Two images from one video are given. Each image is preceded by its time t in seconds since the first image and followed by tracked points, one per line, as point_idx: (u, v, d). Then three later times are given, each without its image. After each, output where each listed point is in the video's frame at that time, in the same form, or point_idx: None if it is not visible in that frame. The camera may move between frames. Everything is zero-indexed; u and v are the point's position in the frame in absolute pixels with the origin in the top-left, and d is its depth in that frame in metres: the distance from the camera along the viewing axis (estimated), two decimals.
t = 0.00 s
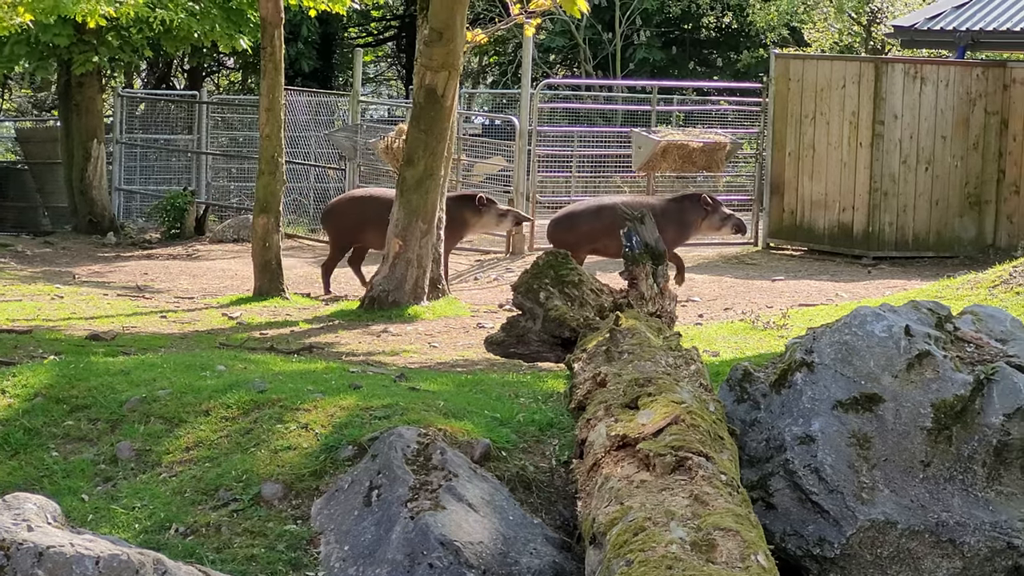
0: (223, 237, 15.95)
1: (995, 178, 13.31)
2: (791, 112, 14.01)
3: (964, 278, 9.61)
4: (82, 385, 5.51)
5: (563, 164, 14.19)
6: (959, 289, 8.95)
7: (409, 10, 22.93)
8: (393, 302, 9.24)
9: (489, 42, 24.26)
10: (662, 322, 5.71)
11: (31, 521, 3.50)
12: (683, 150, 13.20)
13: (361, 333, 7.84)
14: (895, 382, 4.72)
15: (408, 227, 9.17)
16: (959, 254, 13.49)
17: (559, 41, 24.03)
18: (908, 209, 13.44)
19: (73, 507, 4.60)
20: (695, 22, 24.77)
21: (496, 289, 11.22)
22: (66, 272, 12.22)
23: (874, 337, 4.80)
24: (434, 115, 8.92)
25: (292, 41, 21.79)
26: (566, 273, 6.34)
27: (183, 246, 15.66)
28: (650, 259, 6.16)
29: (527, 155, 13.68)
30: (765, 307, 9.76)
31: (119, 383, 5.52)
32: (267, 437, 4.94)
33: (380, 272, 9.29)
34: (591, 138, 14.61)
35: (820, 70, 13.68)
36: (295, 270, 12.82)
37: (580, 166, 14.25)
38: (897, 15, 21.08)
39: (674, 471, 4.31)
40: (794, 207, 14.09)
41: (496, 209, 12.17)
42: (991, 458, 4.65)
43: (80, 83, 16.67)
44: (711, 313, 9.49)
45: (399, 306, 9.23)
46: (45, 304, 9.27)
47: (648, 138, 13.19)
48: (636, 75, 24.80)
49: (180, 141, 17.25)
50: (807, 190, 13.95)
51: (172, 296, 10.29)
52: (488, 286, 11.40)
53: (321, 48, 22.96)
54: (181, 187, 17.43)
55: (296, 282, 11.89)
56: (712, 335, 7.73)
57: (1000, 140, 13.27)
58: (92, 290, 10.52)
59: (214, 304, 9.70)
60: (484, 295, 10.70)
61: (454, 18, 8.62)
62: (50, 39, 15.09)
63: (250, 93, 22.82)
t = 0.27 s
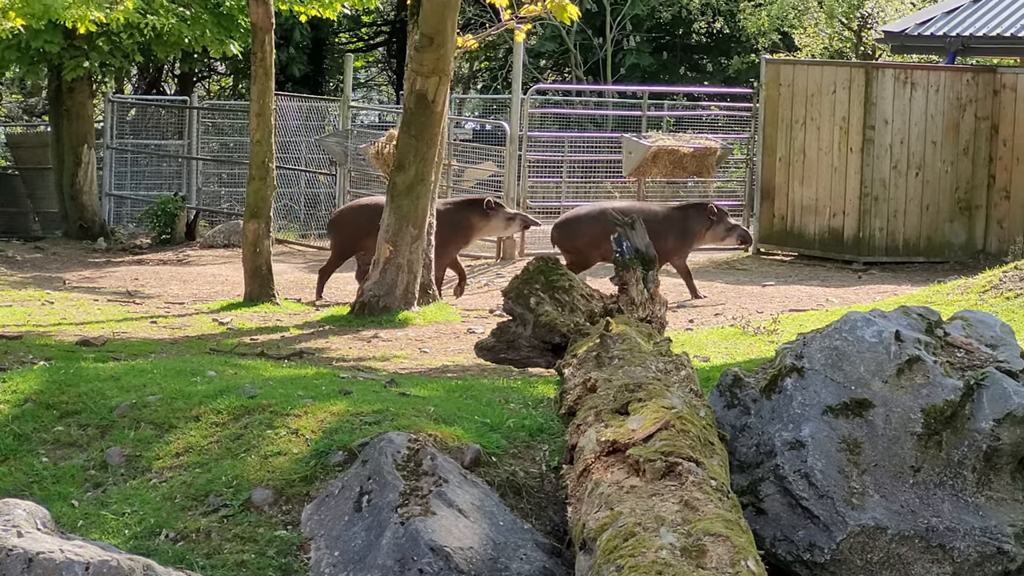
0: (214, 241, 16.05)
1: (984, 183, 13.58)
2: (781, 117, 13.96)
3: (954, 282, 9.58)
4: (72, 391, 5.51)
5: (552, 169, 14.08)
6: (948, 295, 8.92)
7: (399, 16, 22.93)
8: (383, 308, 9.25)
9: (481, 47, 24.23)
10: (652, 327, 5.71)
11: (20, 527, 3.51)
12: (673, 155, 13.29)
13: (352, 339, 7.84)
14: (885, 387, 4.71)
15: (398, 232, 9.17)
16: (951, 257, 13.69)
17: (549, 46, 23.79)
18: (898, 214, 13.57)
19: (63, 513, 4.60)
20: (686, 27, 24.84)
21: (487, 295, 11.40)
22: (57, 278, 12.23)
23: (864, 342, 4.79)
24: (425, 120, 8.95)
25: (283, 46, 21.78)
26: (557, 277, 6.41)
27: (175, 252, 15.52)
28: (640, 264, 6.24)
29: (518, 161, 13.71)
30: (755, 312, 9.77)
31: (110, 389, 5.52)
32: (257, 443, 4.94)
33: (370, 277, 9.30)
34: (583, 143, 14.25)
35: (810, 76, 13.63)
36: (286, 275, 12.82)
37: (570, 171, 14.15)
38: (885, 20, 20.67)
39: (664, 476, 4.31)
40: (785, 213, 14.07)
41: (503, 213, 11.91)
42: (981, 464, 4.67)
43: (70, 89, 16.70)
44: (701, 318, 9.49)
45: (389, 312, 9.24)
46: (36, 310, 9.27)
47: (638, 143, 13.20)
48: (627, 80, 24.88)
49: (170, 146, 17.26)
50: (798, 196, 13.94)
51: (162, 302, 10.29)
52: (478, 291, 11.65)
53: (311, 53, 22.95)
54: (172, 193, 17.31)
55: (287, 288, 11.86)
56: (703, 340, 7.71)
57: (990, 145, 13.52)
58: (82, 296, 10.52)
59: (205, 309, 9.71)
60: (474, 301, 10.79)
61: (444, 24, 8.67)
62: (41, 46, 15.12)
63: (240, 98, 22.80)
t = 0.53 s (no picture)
0: (198, 252, 16.12)
1: (966, 194, 13.80)
2: (765, 127, 14.25)
3: (939, 292, 9.74)
4: (54, 401, 5.52)
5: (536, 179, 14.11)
6: (931, 305, 9.17)
7: (382, 26, 22.95)
8: (367, 318, 9.24)
9: (464, 58, 24.28)
10: (636, 337, 5.71)
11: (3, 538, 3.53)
12: (656, 165, 13.25)
13: (335, 348, 7.86)
14: (867, 398, 4.71)
15: (382, 242, 9.17)
16: (936, 268, 13.95)
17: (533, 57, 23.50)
18: (881, 224, 13.80)
19: (45, 524, 4.61)
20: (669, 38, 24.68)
21: (468, 306, 11.76)
22: (39, 288, 12.22)
23: (847, 352, 4.79)
24: (408, 130, 8.94)
25: (266, 56, 21.75)
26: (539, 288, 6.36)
27: (155, 262, 15.89)
28: (623, 274, 6.13)
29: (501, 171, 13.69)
30: (738, 323, 9.81)
31: (92, 399, 5.53)
32: (240, 453, 4.94)
33: (353, 287, 9.30)
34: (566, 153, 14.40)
35: (793, 86, 13.95)
36: (269, 285, 12.83)
37: (553, 181, 14.16)
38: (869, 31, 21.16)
39: (646, 487, 4.32)
40: (768, 223, 14.32)
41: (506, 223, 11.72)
42: (963, 474, 4.66)
43: (53, 99, 16.66)
44: (684, 328, 9.53)
45: (373, 322, 9.25)
46: (19, 320, 9.27)
47: (621, 153, 13.21)
48: (610, 90, 24.54)
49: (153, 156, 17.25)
50: (781, 206, 14.20)
51: (145, 312, 10.30)
52: (460, 301, 11.99)
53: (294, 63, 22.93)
54: (155, 203, 17.24)
55: (269, 298, 11.83)
56: (686, 350, 7.74)
57: (972, 155, 13.72)
58: (64, 306, 10.53)
59: (188, 319, 9.71)
60: (456, 311, 11.13)
61: (427, 34, 8.66)
62: (23, 54, 14.99)
63: (224, 109, 22.81)
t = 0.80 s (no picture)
0: (169, 254, 16.02)
1: (938, 198, 13.94)
2: (736, 131, 14.13)
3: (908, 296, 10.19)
4: (26, 405, 5.52)
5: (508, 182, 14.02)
6: (903, 308, 9.46)
7: (356, 29, 22.96)
8: (340, 321, 9.27)
9: (436, 61, 24.25)
10: (608, 341, 5.72)
11: None
12: (629, 169, 13.37)
13: (307, 352, 7.86)
14: (839, 401, 4.72)
15: (354, 246, 9.17)
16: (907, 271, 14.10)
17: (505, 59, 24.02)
18: (853, 227, 13.87)
19: (16, 528, 4.60)
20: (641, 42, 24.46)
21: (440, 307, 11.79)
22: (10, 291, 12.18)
23: (819, 356, 4.80)
24: (380, 134, 8.92)
25: (239, 59, 21.66)
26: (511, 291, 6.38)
27: (128, 264, 15.82)
28: (596, 277, 6.20)
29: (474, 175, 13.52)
30: (710, 326, 9.85)
31: (64, 403, 5.53)
32: (213, 456, 4.93)
33: (326, 290, 9.33)
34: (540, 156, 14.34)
35: (765, 89, 13.86)
36: (242, 288, 12.81)
37: (526, 184, 14.12)
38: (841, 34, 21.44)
39: (619, 490, 4.32)
40: (739, 226, 14.21)
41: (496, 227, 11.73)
42: (934, 477, 4.66)
43: (25, 101, 16.65)
44: (656, 331, 9.56)
45: (346, 325, 9.27)
46: None
47: (593, 156, 13.23)
48: (581, 93, 24.96)
49: (126, 159, 17.27)
50: (752, 209, 14.12)
51: (117, 315, 10.28)
52: (434, 304, 11.96)
53: (267, 66, 22.85)
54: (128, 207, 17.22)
55: (240, 300, 11.75)
56: (658, 353, 7.78)
57: (943, 158, 13.88)
58: (36, 309, 10.51)
59: (160, 322, 9.70)
60: (430, 315, 11.07)
61: (400, 37, 8.67)
62: None
63: (197, 112, 22.77)
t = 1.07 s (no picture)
0: (140, 256, 15.96)
1: (908, 200, 14.12)
2: (707, 133, 14.22)
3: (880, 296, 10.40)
4: None
5: (480, 185, 14.11)
6: (874, 310, 9.65)
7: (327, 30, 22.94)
8: (310, 322, 9.22)
9: (408, 62, 24.26)
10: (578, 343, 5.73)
11: None
12: (600, 171, 13.27)
13: (278, 354, 7.85)
14: (810, 403, 4.71)
15: (325, 248, 9.16)
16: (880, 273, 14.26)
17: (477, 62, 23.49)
18: (824, 229, 13.97)
19: None
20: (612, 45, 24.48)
21: (411, 310, 11.48)
22: None
23: (790, 357, 4.79)
24: (351, 135, 8.94)
25: (210, 61, 21.67)
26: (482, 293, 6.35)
27: (99, 265, 15.78)
28: (566, 279, 6.32)
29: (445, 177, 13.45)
30: (682, 328, 9.88)
31: (33, 405, 5.52)
32: (183, 458, 4.93)
33: (297, 292, 9.29)
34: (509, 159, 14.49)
35: (735, 92, 13.96)
36: (213, 290, 12.79)
37: (497, 187, 14.23)
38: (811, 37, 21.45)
39: (589, 492, 4.31)
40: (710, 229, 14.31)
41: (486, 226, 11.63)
42: (904, 478, 4.66)
43: None
44: (628, 333, 9.59)
45: (316, 327, 9.23)
46: None
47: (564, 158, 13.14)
48: (553, 95, 24.64)
49: (96, 160, 17.24)
50: (723, 211, 14.21)
51: (87, 317, 10.25)
52: (405, 308, 11.62)
53: (238, 68, 22.93)
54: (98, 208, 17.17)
55: (212, 301, 11.74)
56: (630, 355, 7.93)
57: (914, 161, 14.04)
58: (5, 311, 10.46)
59: (130, 324, 9.67)
60: (401, 315, 10.90)
61: (371, 39, 8.72)
62: None
63: (168, 113, 22.69)
